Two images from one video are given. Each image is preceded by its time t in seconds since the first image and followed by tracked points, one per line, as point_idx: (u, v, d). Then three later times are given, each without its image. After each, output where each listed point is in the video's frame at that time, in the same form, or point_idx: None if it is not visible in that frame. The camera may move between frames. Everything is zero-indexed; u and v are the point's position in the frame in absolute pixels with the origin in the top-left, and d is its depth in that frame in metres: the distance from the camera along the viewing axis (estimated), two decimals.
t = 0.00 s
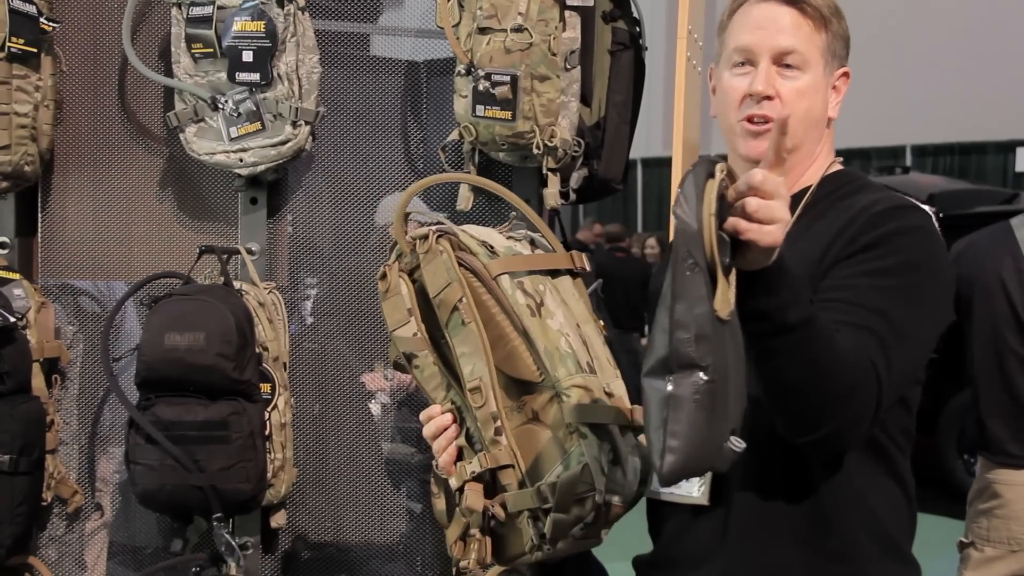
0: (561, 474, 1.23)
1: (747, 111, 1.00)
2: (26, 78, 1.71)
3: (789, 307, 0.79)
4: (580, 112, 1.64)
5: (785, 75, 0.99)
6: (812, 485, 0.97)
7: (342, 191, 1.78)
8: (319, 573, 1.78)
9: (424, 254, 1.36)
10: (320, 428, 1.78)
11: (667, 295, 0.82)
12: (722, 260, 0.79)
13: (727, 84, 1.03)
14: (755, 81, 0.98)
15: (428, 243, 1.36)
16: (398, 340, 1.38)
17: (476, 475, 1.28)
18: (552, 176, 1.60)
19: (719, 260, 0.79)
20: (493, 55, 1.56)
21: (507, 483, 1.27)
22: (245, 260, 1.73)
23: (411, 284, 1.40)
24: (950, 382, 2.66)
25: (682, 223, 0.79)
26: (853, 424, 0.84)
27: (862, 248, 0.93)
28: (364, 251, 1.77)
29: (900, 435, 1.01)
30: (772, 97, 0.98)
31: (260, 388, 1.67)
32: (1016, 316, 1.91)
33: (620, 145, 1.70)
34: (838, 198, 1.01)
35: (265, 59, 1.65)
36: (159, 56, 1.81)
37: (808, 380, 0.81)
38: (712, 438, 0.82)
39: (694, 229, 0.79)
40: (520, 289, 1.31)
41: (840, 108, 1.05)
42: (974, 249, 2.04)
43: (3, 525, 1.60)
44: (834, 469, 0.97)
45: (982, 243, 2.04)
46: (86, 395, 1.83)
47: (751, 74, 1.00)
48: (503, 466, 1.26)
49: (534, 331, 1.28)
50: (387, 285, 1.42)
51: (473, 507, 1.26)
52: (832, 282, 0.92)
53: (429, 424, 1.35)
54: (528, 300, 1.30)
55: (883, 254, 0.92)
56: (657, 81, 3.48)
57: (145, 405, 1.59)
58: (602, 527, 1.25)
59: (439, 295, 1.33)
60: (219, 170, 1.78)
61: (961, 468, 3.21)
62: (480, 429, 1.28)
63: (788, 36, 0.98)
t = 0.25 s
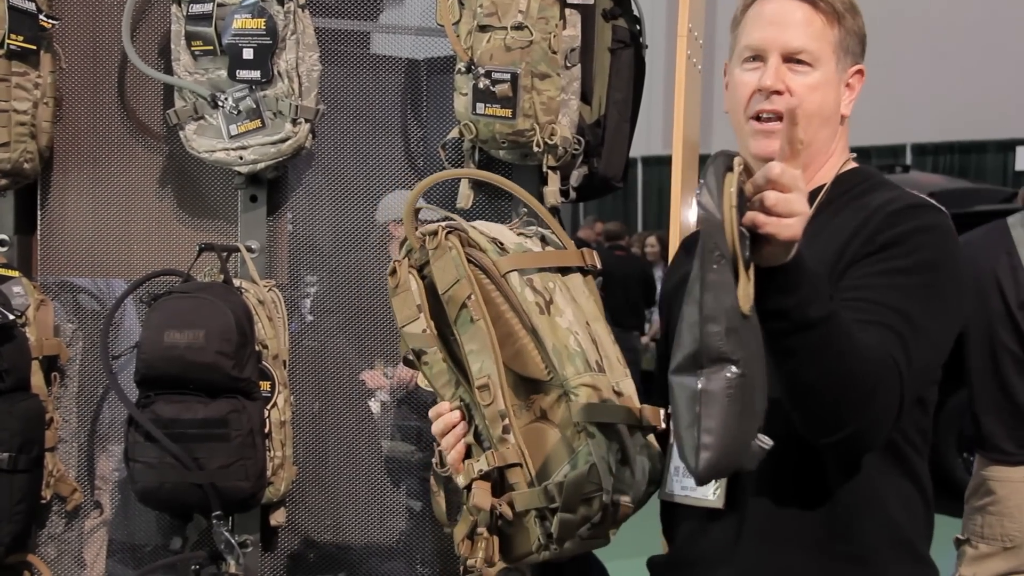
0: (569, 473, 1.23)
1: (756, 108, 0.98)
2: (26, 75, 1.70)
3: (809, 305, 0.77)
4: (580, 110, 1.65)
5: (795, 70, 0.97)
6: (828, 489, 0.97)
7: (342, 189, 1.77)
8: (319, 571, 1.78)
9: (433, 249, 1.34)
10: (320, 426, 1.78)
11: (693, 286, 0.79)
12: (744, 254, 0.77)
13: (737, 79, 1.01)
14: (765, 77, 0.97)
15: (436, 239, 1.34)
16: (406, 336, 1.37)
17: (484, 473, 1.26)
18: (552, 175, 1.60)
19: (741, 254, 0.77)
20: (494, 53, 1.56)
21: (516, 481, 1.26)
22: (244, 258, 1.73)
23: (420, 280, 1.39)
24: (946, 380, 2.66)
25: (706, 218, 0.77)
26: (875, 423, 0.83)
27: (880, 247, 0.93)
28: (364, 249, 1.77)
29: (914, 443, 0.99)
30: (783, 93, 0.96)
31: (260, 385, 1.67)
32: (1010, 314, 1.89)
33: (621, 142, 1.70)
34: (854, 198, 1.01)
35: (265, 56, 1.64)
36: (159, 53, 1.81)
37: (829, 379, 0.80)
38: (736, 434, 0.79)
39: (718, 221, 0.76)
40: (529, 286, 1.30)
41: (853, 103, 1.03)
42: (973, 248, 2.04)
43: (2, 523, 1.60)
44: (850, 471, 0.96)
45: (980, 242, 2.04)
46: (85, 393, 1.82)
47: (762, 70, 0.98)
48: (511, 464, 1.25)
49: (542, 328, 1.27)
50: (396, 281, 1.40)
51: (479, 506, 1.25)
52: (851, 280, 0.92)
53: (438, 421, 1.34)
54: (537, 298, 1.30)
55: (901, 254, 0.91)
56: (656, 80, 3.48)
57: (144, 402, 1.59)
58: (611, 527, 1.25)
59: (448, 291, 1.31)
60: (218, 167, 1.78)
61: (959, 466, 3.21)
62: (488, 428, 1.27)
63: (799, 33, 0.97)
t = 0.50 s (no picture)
0: (576, 479, 1.23)
1: (763, 110, 0.99)
2: (17, 74, 1.70)
3: (821, 305, 0.76)
4: (573, 110, 1.65)
5: (801, 71, 0.97)
6: (835, 495, 0.96)
7: (336, 189, 1.77)
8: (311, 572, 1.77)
9: (440, 253, 1.36)
10: (312, 426, 1.78)
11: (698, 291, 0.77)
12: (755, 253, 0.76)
13: (744, 80, 1.01)
14: (771, 78, 0.96)
15: (444, 242, 1.36)
16: (410, 339, 1.38)
17: (489, 478, 1.26)
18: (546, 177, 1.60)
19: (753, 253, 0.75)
20: (487, 53, 1.55)
21: (522, 487, 1.26)
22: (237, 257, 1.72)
23: (427, 283, 1.41)
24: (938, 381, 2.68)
25: (715, 218, 0.75)
26: (887, 425, 0.82)
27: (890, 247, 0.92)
28: (357, 248, 1.77)
29: (921, 446, 0.99)
30: (789, 95, 0.96)
31: (253, 386, 1.67)
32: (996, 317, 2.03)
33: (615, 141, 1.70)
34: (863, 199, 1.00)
35: (258, 56, 1.64)
36: (152, 52, 1.80)
37: (842, 381, 0.79)
38: (754, 435, 0.77)
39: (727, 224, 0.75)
40: (536, 289, 1.31)
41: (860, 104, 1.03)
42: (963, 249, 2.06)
43: None
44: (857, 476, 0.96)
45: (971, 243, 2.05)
46: (77, 393, 1.82)
47: (769, 71, 0.98)
48: (517, 470, 1.25)
49: (549, 330, 1.28)
50: (401, 283, 1.41)
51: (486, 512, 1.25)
52: (861, 280, 0.91)
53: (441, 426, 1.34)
54: (545, 302, 1.30)
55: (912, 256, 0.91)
56: (650, 82, 3.49)
57: (136, 402, 1.58)
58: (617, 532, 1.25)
59: (455, 293, 1.33)
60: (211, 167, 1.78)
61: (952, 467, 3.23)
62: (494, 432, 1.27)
63: (806, 33, 0.96)
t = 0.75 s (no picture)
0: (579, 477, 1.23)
1: (757, 121, 0.98)
2: (13, 78, 1.70)
3: (846, 330, 0.77)
4: (570, 114, 1.64)
5: (795, 84, 0.96)
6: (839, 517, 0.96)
7: (331, 193, 1.77)
8: None
9: (447, 245, 1.35)
10: (308, 431, 1.78)
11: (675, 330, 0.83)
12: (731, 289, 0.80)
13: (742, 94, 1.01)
14: (761, 92, 0.96)
15: (451, 235, 1.35)
16: (412, 334, 1.37)
17: (491, 474, 1.27)
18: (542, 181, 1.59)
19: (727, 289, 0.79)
20: (483, 58, 1.56)
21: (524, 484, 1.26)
22: (233, 261, 1.72)
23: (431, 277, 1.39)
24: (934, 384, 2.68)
25: (682, 254, 0.81)
26: (923, 443, 0.84)
27: (904, 257, 0.93)
28: (353, 253, 1.77)
29: (945, 453, 0.98)
30: (780, 108, 0.95)
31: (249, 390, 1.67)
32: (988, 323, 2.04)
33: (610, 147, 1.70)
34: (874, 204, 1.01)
35: (255, 60, 1.64)
36: (148, 57, 1.80)
37: (873, 404, 0.80)
38: (747, 469, 0.82)
39: (691, 263, 0.81)
40: (545, 286, 1.31)
41: (861, 111, 1.00)
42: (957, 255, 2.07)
43: None
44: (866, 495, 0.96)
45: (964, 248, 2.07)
46: (73, 397, 1.82)
47: (761, 84, 0.98)
48: (519, 466, 1.25)
49: (557, 327, 1.28)
50: (406, 277, 1.39)
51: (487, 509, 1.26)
52: (879, 294, 0.92)
53: (442, 421, 1.33)
54: (553, 298, 1.30)
55: (932, 266, 0.91)
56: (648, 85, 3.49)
57: (132, 407, 1.58)
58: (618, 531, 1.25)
59: (462, 286, 1.32)
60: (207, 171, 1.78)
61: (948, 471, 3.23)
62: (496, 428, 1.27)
63: (803, 45, 0.95)
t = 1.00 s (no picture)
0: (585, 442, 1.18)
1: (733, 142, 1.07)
2: (11, 78, 1.70)
3: (853, 421, 0.83)
4: (568, 116, 1.64)
5: (754, 104, 1.03)
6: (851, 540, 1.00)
7: (330, 194, 1.77)
8: None
9: (470, 208, 1.36)
10: (306, 432, 1.78)
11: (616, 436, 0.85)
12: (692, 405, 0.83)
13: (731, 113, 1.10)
14: (726, 114, 1.05)
15: (476, 197, 1.36)
16: (418, 297, 1.32)
17: (491, 435, 1.23)
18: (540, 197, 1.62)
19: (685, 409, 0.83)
20: (482, 59, 1.55)
21: (523, 447, 1.22)
22: (231, 262, 1.72)
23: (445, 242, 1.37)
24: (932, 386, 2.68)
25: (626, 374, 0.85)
26: (974, 482, 0.90)
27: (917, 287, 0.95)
28: (351, 254, 1.77)
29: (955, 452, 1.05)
30: (744, 128, 1.04)
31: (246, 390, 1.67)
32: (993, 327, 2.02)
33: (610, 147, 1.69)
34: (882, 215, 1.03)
35: (253, 60, 1.64)
36: (146, 56, 1.80)
37: (915, 471, 0.87)
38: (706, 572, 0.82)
39: (638, 398, 0.83)
40: (566, 254, 1.35)
41: (840, 119, 1.01)
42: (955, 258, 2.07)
43: None
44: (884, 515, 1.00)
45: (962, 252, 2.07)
46: (70, 397, 1.82)
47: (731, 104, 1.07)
48: (520, 429, 1.22)
49: (575, 297, 1.32)
50: (418, 241, 1.36)
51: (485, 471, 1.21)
52: (901, 329, 0.95)
53: (437, 389, 1.26)
54: (572, 268, 1.34)
55: (958, 291, 0.93)
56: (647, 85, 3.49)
57: (130, 407, 1.58)
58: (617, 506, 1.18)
59: (482, 248, 1.32)
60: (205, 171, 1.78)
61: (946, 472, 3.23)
62: (500, 393, 1.24)
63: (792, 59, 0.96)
